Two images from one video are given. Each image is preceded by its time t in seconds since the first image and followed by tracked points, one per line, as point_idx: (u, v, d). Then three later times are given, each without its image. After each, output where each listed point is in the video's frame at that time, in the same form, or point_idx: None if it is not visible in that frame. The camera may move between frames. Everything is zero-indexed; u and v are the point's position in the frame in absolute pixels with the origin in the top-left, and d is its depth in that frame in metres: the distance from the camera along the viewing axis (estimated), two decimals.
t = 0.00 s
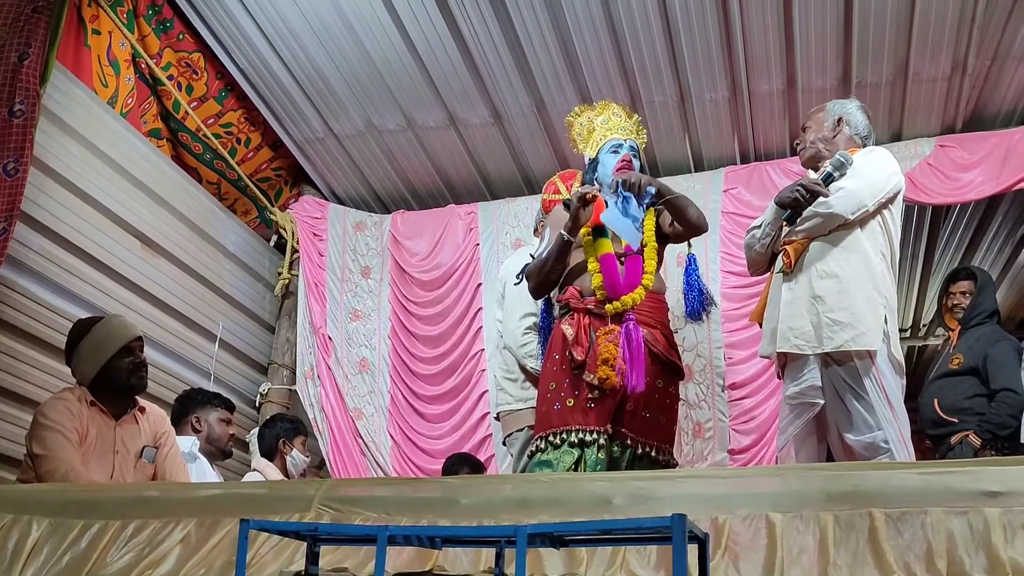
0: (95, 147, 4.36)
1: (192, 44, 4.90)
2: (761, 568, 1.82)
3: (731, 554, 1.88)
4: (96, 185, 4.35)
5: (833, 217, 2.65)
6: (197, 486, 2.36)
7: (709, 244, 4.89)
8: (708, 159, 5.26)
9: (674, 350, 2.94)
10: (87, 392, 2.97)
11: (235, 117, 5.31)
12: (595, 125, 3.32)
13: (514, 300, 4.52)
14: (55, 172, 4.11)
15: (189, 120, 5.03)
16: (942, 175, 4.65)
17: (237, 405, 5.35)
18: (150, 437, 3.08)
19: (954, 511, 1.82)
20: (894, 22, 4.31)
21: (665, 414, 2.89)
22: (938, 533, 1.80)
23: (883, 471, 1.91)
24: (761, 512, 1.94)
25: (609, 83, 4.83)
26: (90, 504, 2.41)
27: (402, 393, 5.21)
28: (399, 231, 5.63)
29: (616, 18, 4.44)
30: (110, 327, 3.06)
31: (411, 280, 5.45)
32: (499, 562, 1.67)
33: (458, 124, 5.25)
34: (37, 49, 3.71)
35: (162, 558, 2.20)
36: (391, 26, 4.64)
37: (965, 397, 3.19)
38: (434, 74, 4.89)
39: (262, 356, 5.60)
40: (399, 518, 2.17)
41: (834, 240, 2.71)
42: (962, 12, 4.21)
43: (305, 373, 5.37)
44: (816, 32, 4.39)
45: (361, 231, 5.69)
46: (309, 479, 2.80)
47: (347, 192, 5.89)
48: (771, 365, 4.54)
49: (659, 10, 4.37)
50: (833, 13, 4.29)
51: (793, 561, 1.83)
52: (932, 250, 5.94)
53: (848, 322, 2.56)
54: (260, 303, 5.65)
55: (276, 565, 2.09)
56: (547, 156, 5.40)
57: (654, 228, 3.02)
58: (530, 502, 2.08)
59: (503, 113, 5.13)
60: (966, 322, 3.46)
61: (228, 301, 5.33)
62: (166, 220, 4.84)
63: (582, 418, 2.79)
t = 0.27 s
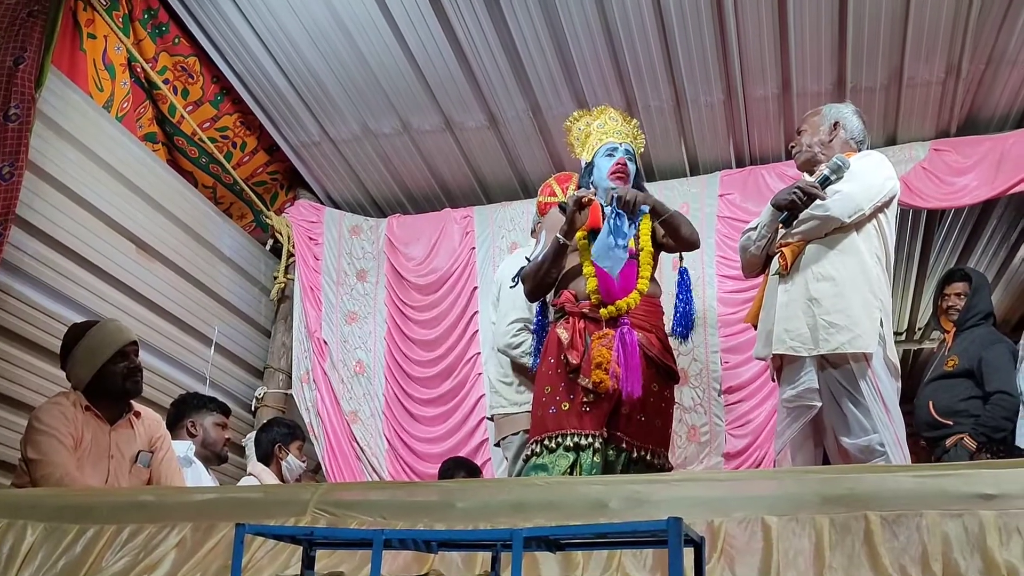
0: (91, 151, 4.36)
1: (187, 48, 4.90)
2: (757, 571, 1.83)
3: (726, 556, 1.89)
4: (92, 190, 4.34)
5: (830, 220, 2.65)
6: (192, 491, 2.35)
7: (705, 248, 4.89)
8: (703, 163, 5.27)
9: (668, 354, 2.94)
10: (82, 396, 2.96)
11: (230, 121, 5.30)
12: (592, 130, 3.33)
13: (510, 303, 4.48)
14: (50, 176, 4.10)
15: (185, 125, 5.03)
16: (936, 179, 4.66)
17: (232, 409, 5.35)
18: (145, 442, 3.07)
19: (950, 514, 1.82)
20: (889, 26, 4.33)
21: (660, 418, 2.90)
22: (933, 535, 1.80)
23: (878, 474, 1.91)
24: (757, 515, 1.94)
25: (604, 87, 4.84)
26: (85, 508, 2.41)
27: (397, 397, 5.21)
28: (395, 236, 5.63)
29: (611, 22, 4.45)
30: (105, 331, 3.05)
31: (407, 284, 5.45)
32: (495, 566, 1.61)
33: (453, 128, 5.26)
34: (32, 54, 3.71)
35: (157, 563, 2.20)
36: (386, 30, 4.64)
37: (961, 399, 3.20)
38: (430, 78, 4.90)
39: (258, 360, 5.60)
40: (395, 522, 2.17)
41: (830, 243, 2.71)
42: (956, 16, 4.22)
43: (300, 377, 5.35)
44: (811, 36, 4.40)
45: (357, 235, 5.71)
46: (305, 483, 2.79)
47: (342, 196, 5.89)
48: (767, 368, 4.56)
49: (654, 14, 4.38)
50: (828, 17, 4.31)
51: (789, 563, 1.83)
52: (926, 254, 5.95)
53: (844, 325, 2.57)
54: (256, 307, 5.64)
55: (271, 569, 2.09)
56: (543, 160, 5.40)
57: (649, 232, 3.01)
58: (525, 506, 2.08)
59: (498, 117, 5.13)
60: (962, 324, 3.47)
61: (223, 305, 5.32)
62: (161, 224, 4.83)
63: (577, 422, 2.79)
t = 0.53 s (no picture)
0: (86, 156, 4.36)
1: (183, 53, 4.90)
2: None
3: (722, 562, 1.89)
4: (88, 195, 4.34)
5: (826, 224, 2.66)
6: (187, 496, 2.35)
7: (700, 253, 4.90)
8: (698, 168, 5.28)
9: (663, 359, 2.94)
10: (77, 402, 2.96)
11: (226, 127, 5.30)
12: (589, 135, 3.32)
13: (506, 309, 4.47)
14: (46, 181, 4.10)
15: (181, 130, 5.02)
16: (931, 185, 4.68)
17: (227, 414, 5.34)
18: (139, 447, 3.06)
19: (945, 519, 1.83)
20: (883, 32, 4.35)
21: (655, 423, 2.90)
22: (928, 540, 1.81)
23: (873, 480, 1.92)
24: (752, 520, 1.94)
25: (600, 93, 4.85)
26: (80, 514, 2.40)
27: (392, 402, 5.21)
28: (391, 241, 5.63)
29: (607, 28, 4.47)
30: (99, 336, 3.05)
31: (403, 289, 5.45)
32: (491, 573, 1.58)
33: (449, 133, 5.26)
34: (28, 59, 3.71)
35: (152, 569, 2.19)
36: (382, 36, 4.65)
37: (955, 403, 3.21)
38: (426, 84, 4.91)
39: (253, 365, 5.59)
40: (391, 527, 2.17)
41: (826, 248, 2.72)
42: (950, 22, 4.24)
43: (295, 382, 5.32)
44: (806, 42, 4.42)
45: (353, 240, 5.72)
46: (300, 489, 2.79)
47: (338, 201, 5.89)
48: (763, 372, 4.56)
49: (650, 20, 4.40)
50: (823, 24, 4.33)
51: (784, 569, 1.83)
52: (921, 259, 5.97)
53: (840, 330, 2.58)
54: (251, 312, 5.64)
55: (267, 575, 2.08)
56: (539, 165, 5.41)
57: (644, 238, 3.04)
58: (521, 511, 2.08)
59: (494, 122, 5.14)
60: (956, 328, 3.47)
61: (219, 310, 5.31)
62: (156, 229, 4.83)
63: (572, 428, 2.80)
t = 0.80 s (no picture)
0: (81, 161, 4.35)
1: (178, 59, 4.90)
2: None
3: (717, 567, 1.89)
4: (82, 200, 4.33)
5: (821, 231, 2.66)
6: (181, 502, 2.34)
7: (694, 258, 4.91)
8: (693, 173, 5.29)
9: (659, 365, 2.95)
10: (70, 408, 2.95)
11: (221, 132, 5.30)
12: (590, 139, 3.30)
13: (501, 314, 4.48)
14: (40, 186, 4.09)
15: (175, 135, 5.02)
16: (925, 191, 4.69)
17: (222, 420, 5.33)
18: (133, 454, 3.05)
19: (939, 524, 1.83)
20: (877, 38, 4.36)
21: (650, 429, 2.91)
22: (922, 546, 1.81)
23: (868, 485, 1.92)
24: (747, 526, 1.94)
25: (595, 98, 4.86)
26: (73, 521, 2.40)
27: (387, 406, 5.20)
28: (386, 246, 5.62)
29: (602, 35, 4.48)
30: (93, 342, 3.05)
31: (398, 293, 5.45)
32: None
33: (444, 139, 5.27)
34: (22, 64, 3.71)
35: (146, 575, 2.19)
36: (377, 41, 4.66)
37: (949, 409, 3.22)
38: (421, 89, 4.91)
39: (248, 371, 5.58)
40: (386, 533, 2.16)
41: (821, 253, 2.72)
42: (943, 29, 4.26)
43: (291, 388, 5.34)
44: (800, 48, 4.44)
45: (348, 245, 5.70)
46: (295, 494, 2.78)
47: (333, 206, 5.89)
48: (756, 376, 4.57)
49: (645, 26, 4.41)
50: (817, 30, 4.34)
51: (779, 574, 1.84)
52: (915, 264, 5.98)
53: (834, 335, 2.58)
54: (246, 317, 5.63)
55: None
56: (534, 170, 5.42)
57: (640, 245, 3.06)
58: (516, 517, 2.08)
59: (489, 128, 5.15)
60: (951, 333, 3.47)
61: (213, 315, 5.30)
62: (151, 234, 4.82)
63: (567, 433, 2.81)
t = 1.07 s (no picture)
0: (78, 164, 4.35)
1: (175, 62, 4.90)
2: None
3: (713, 572, 1.89)
4: (79, 204, 4.33)
5: (818, 235, 2.67)
6: (177, 506, 2.33)
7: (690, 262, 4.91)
8: (690, 177, 5.30)
9: (656, 369, 2.96)
10: (66, 411, 2.94)
11: (218, 135, 5.29)
12: (588, 143, 3.29)
13: (499, 317, 4.48)
14: (36, 189, 4.09)
15: (172, 138, 5.02)
16: (921, 195, 4.70)
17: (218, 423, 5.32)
18: (129, 457, 3.04)
19: (935, 528, 1.84)
20: (873, 42, 4.37)
21: (647, 432, 2.91)
22: (918, 549, 1.81)
23: (864, 489, 1.92)
24: (743, 529, 1.95)
25: (592, 102, 4.87)
26: (69, 524, 2.39)
27: (382, 409, 5.19)
28: (383, 249, 5.63)
29: (599, 39, 4.49)
30: (89, 346, 3.04)
31: (394, 296, 5.45)
32: None
33: (441, 142, 5.27)
34: (19, 67, 3.70)
35: None
36: (374, 45, 4.66)
37: (946, 412, 3.22)
38: (418, 92, 4.92)
39: (244, 374, 5.57)
40: (382, 537, 2.16)
41: (818, 258, 2.73)
42: (939, 33, 4.27)
43: (287, 391, 5.33)
44: (796, 52, 4.45)
45: (344, 248, 5.70)
46: (291, 498, 2.78)
47: (330, 209, 5.88)
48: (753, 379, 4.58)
49: (642, 30, 4.42)
50: (813, 34, 4.35)
51: None
52: (911, 268, 5.99)
53: (832, 339, 2.59)
54: (243, 320, 5.62)
55: None
56: (531, 174, 5.42)
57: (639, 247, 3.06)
58: (512, 520, 2.07)
59: (486, 131, 5.15)
60: (949, 336, 3.47)
61: (210, 319, 5.30)
62: (148, 237, 4.81)
63: (564, 436, 2.80)
